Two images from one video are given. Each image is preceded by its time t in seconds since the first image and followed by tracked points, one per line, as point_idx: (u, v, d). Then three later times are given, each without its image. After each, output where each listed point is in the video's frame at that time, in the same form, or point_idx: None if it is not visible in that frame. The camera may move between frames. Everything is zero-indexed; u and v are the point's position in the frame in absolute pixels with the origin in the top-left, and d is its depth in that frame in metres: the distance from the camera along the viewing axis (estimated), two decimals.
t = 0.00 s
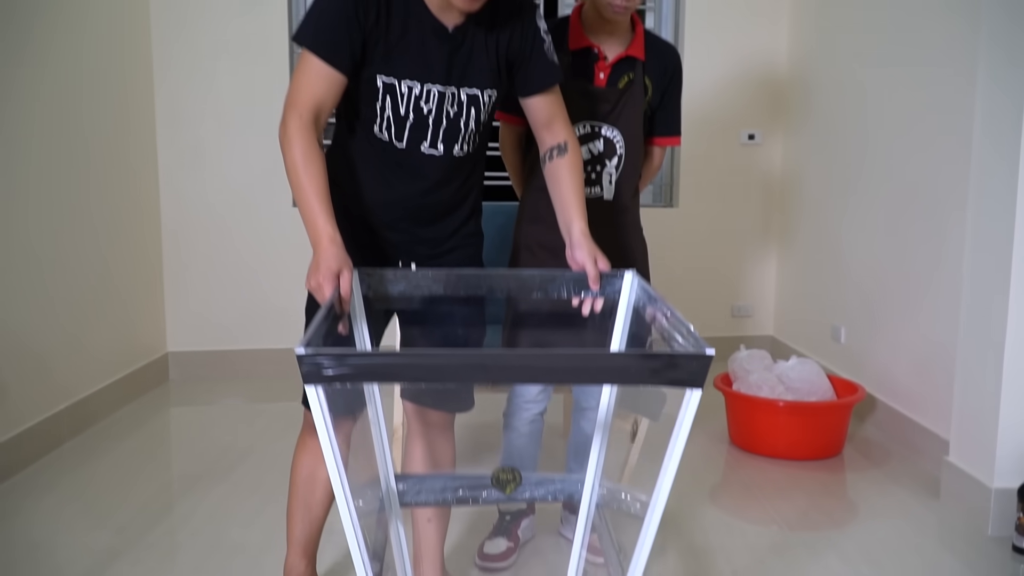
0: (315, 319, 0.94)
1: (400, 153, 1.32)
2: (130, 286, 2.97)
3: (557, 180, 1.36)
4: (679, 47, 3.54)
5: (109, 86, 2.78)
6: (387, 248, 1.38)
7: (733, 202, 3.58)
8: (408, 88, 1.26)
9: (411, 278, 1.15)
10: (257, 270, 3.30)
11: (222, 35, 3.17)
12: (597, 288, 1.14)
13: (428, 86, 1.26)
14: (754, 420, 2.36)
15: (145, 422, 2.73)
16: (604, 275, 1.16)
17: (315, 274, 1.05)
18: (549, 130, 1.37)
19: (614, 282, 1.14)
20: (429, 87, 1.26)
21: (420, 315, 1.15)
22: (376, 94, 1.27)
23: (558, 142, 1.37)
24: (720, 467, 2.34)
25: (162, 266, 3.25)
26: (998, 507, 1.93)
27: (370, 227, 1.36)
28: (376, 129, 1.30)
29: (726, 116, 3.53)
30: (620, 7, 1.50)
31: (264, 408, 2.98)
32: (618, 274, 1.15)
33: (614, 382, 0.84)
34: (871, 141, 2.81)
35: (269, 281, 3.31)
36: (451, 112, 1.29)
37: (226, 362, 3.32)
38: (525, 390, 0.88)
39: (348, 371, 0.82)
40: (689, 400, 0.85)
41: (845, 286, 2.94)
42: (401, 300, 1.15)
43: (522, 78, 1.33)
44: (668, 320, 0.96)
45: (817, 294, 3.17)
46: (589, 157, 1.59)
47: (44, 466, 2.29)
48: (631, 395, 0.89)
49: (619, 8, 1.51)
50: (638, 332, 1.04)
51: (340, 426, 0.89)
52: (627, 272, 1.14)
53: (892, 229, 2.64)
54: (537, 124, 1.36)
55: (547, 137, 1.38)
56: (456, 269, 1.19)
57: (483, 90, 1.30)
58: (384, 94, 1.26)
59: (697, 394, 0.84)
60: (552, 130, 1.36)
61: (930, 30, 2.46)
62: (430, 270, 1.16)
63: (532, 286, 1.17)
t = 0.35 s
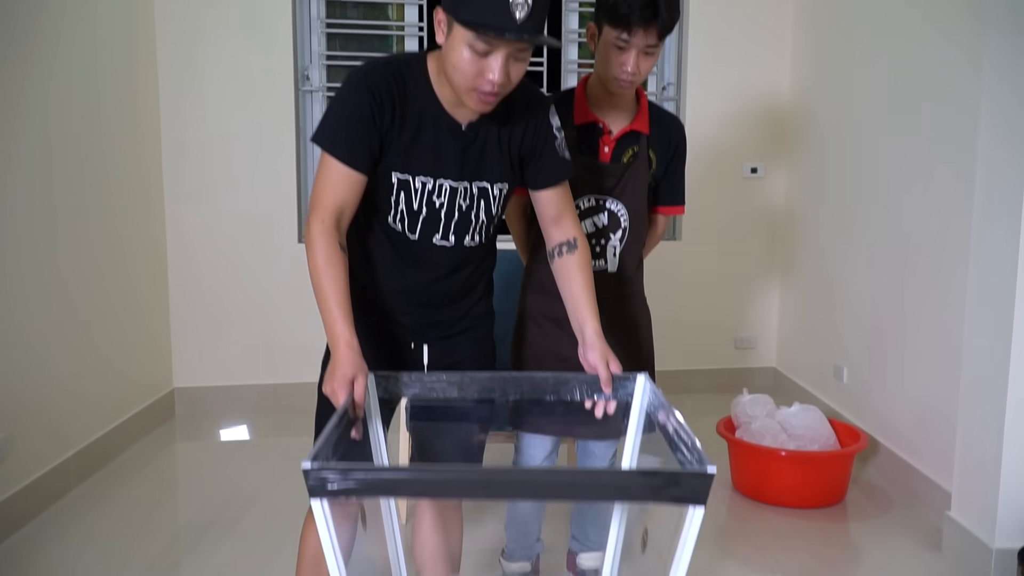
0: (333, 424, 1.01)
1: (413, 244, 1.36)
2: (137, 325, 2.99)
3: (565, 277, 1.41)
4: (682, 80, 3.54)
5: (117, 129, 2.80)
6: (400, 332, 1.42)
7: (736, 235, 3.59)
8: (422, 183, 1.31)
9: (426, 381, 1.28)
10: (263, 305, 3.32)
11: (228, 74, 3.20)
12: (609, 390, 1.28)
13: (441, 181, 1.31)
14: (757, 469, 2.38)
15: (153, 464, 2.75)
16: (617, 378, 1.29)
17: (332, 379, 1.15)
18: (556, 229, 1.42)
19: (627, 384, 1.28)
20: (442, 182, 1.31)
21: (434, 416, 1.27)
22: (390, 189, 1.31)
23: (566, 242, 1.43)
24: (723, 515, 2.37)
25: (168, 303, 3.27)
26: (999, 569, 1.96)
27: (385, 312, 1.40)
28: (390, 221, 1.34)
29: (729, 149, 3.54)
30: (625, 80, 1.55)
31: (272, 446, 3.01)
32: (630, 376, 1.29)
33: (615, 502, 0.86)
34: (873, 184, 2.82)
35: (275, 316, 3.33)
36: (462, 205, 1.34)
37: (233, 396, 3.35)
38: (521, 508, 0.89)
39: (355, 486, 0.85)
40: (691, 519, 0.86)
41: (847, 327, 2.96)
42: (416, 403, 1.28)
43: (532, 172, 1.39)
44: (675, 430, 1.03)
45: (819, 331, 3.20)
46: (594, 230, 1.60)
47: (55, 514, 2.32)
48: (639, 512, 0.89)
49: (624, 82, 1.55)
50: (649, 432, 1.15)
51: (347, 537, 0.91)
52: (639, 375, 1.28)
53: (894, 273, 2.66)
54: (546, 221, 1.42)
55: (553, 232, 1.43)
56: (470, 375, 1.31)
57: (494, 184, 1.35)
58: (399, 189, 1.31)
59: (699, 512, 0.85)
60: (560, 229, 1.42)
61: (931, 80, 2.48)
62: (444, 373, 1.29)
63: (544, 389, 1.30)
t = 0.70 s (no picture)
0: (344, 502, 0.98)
1: (410, 301, 1.40)
2: (143, 355, 3.02)
3: (561, 340, 1.42)
4: (683, 101, 3.54)
5: (122, 165, 2.84)
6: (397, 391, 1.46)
7: (738, 259, 3.61)
8: (419, 243, 1.35)
9: (431, 444, 1.25)
10: (268, 331, 3.36)
11: (233, 104, 3.23)
12: (613, 452, 1.30)
13: (438, 240, 1.35)
14: (758, 503, 2.40)
15: (159, 494, 2.79)
16: (620, 440, 1.30)
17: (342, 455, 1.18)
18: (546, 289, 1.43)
19: (630, 446, 1.29)
20: (439, 241, 1.35)
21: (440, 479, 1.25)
22: (388, 250, 1.35)
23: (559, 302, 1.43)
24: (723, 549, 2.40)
25: (174, 329, 3.31)
26: None
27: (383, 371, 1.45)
28: (388, 280, 1.38)
29: (731, 175, 3.55)
30: (627, 134, 1.59)
31: (277, 473, 3.04)
32: (633, 439, 1.29)
33: None
34: (872, 216, 2.83)
35: (280, 342, 3.37)
36: (459, 262, 1.38)
37: (240, 420, 3.40)
38: None
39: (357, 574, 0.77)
40: None
41: (848, 356, 2.98)
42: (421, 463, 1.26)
43: (526, 230, 1.41)
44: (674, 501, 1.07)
45: (820, 358, 3.22)
46: (595, 284, 1.64)
47: (62, 550, 2.36)
48: None
49: (626, 136, 1.59)
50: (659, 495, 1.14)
51: None
52: (643, 439, 1.27)
53: (893, 307, 2.67)
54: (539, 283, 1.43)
55: (545, 295, 1.43)
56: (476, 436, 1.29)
57: (490, 241, 1.39)
58: (397, 249, 1.35)
59: None
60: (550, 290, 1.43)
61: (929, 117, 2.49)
62: (452, 437, 1.25)
63: (548, 453, 1.28)
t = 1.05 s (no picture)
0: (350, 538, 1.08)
1: (354, 321, 1.42)
2: (150, 371, 3.06)
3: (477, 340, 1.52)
4: (687, 116, 3.56)
5: (132, 183, 2.88)
6: (358, 423, 1.49)
7: (743, 273, 3.63)
8: (356, 257, 1.38)
9: (437, 475, 1.33)
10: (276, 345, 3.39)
11: (241, 120, 3.26)
12: (616, 482, 1.33)
13: (375, 254, 1.38)
14: (760, 521, 2.43)
15: (167, 508, 2.83)
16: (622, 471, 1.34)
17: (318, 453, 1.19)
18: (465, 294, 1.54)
19: (632, 477, 1.33)
20: (377, 254, 1.39)
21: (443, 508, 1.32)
22: (325, 270, 1.38)
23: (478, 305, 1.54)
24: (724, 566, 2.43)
25: (181, 343, 3.35)
26: None
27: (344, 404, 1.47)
28: (330, 303, 1.40)
29: (734, 189, 3.57)
30: (633, 159, 1.64)
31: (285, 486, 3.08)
32: (636, 469, 1.34)
33: None
34: (873, 235, 2.86)
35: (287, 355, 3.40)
36: (397, 273, 1.41)
37: (248, 432, 3.44)
38: None
39: None
40: None
41: (850, 373, 3.00)
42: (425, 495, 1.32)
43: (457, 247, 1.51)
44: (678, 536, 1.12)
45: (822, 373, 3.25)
46: (602, 312, 1.68)
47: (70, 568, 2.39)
48: None
49: (632, 161, 1.64)
50: (660, 522, 1.21)
51: None
52: (646, 469, 1.32)
53: (893, 325, 2.70)
54: (458, 290, 1.55)
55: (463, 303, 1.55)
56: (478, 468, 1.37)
57: (426, 252, 1.44)
58: (334, 267, 1.37)
59: None
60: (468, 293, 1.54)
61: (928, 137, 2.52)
62: (454, 467, 1.34)
63: (552, 483, 1.36)
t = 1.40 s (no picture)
0: (360, 542, 1.11)
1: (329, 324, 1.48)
2: (159, 374, 3.09)
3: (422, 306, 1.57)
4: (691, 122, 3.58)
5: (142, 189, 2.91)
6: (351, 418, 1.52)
7: (747, 277, 3.65)
8: (322, 261, 1.45)
9: (442, 481, 1.37)
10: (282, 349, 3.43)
11: (249, 126, 3.29)
12: (620, 488, 1.37)
13: (338, 254, 1.46)
14: (763, 524, 2.45)
15: (176, 511, 2.86)
16: (627, 479, 1.38)
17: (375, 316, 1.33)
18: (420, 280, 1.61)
19: (636, 484, 1.37)
20: (340, 254, 1.46)
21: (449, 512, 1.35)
22: (296, 278, 1.44)
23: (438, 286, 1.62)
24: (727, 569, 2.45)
25: (189, 347, 3.38)
26: None
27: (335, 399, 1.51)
28: (303, 310, 1.46)
29: (737, 193, 3.59)
30: (636, 167, 1.66)
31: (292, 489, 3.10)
32: (640, 476, 1.38)
33: None
34: (875, 240, 2.88)
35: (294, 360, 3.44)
36: (361, 271, 1.49)
37: (254, 435, 3.47)
38: None
39: None
40: None
41: (852, 378, 3.03)
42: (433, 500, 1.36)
43: (414, 236, 1.60)
44: (681, 547, 1.15)
45: (825, 377, 3.27)
46: (605, 320, 1.70)
47: (81, 569, 2.43)
48: None
49: (635, 168, 1.66)
50: (663, 527, 1.25)
51: None
52: (649, 476, 1.37)
53: (894, 330, 2.72)
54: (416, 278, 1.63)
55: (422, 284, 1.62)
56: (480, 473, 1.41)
57: (385, 247, 1.52)
58: (302, 273, 1.44)
59: None
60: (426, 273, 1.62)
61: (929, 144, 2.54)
62: (460, 473, 1.37)
63: (557, 489, 1.38)
